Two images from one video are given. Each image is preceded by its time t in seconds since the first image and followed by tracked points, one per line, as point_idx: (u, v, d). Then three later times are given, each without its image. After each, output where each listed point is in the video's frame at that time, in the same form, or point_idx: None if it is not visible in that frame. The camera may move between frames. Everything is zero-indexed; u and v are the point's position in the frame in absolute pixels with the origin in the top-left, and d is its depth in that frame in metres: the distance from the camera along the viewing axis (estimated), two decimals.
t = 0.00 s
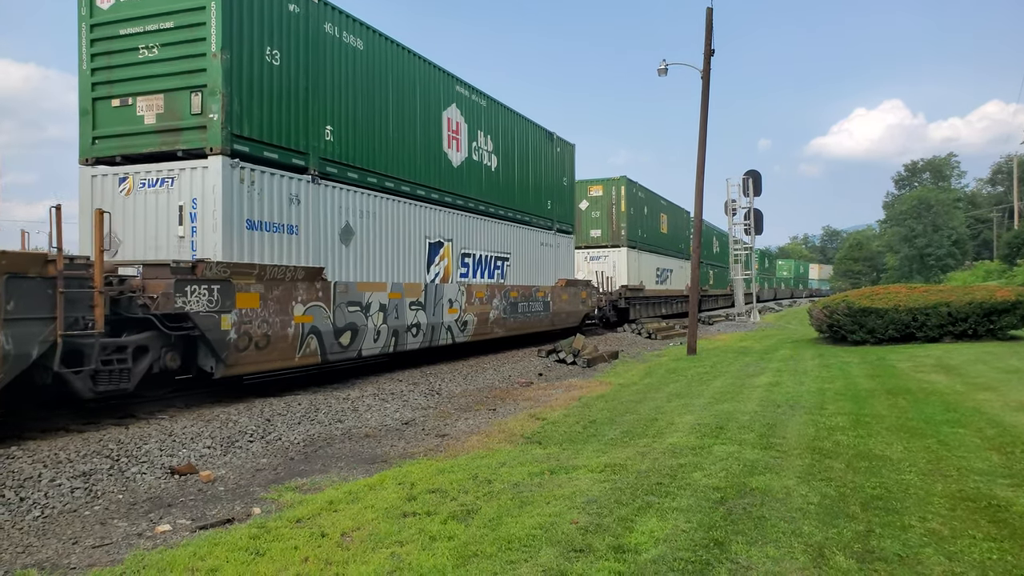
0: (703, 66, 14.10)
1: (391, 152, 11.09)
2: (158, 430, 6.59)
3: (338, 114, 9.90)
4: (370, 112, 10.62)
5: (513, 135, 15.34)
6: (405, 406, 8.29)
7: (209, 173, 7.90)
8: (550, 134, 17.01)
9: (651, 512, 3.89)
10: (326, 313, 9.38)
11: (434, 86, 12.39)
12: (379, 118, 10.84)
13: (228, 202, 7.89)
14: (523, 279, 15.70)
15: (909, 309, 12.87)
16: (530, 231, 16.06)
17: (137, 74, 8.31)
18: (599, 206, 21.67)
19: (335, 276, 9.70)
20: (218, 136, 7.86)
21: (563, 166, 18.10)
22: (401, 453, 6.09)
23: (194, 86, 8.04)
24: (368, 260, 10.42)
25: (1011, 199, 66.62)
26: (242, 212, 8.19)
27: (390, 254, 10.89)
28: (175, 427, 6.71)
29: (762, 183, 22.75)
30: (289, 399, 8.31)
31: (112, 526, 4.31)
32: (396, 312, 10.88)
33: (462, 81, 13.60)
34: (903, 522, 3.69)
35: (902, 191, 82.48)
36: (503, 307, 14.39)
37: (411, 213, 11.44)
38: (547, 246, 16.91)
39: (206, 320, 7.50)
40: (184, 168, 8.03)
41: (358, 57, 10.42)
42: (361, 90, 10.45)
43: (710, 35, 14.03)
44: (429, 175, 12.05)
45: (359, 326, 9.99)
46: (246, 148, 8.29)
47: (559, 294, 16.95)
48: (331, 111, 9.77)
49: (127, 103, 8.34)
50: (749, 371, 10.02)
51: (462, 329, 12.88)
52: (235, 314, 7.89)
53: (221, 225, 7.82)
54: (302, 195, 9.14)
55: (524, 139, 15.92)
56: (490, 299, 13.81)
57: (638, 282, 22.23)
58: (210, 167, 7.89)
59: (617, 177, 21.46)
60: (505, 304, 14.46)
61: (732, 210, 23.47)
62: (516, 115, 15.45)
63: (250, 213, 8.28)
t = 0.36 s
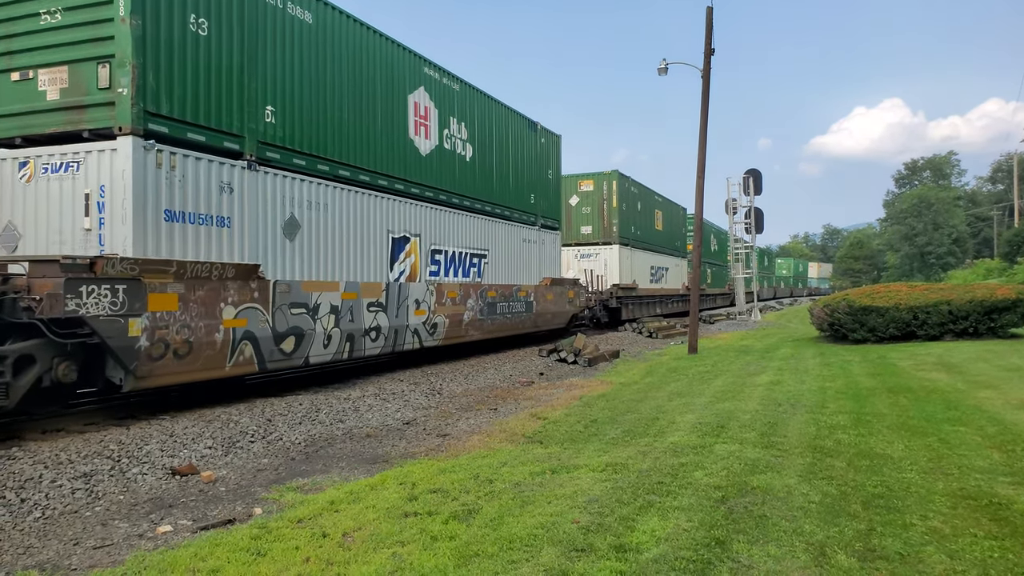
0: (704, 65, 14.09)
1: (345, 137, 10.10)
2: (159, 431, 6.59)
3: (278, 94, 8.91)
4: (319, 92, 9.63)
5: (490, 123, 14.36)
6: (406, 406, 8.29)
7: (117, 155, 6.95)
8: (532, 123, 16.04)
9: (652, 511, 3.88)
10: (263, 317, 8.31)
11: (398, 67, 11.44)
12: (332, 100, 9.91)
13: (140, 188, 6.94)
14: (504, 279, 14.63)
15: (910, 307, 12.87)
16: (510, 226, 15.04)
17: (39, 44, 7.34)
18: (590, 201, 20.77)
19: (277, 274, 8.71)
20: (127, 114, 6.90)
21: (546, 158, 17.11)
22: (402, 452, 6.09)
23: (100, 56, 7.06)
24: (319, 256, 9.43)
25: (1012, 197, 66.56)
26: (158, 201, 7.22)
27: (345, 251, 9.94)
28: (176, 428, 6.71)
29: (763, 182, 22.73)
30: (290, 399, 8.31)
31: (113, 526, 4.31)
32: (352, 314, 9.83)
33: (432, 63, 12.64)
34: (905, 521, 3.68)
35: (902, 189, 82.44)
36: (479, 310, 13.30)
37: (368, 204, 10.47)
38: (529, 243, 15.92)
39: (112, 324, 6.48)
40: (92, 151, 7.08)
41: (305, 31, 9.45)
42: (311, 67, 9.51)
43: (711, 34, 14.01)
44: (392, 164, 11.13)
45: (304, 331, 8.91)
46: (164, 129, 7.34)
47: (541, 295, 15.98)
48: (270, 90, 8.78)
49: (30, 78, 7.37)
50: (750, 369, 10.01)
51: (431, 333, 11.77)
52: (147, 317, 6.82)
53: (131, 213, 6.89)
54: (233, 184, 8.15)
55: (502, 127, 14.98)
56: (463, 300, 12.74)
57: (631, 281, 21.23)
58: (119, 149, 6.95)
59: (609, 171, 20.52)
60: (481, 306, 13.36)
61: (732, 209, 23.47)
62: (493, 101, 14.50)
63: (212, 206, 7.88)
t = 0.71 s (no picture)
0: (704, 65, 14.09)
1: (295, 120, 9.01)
2: (160, 431, 6.59)
3: (210, 71, 7.82)
4: (260, 68, 8.52)
5: (465, 111, 13.28)
6: (406, 406, 8.29)
7: None
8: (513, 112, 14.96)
9: (652, 511, 3.88)
10: (183, 322, 7.15)
11: (356, 45, 10.29)
12: (277, 79, 8.78)
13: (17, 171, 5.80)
14: (479, 278, 13.46)
15: (910, 307, 12.87)
16: (489, 222, 13.93)
17: None
18: (579, 197, 19.88)
19: (204, 272, 7.52)
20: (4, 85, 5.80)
21: (529, 149, 16.04)
22: (403, 452, 6.10)
23: None
24: (259, 253, 8.27)
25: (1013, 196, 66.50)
26: (43, 185, 6.03)
27: (293, 248, 8.79)
28: (177, 428, 6.72)
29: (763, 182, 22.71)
30: (290, 399, 8.31)
31: (114, 527, 4.31)
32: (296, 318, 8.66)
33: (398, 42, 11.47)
34: (905, 520, 3.68)
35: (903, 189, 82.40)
36: (449, 312, 12.18)
37: (318, 194, 9.27)
38: (509, 240, 14.77)
39: None
40: None
41: None
42: (247, 40, 8.34)
43: (711, 34, 14.02)
44: (351, 152, 10.02)
45: (236, 337, 7.74)
46: (54, 103, 6.17)
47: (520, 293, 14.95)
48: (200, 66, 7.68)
49: None
50: (751, 370, 10.00)
51: (393, 338, 10.62)
52: (26, 323, 5.68)
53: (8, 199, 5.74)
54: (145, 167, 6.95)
55: (481, 114, 13.89)
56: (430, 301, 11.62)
57: (623, 280, 20.36)
58: None
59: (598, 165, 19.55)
60: (452, 307, 12.22)
61: (732, 208, 23.46)
62: (470, 86, 13.35)
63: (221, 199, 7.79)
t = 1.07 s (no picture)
0: (704, 65, 14.10)
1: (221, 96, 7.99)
2: (160, 431, 6.59)
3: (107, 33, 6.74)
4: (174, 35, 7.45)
5: (431, 93, 12.25)
6: (406, 406, 8.30)
7: None
8: (486, 96, 13.96)
9: (652, 511, 3.89)
10: (70, 329, 6.08)
11: (302, 16, 9.26)
12: (200, 49, 7.76)
13: None
14: (448, 277, 12.40)
15: (910, 307, 12.87)
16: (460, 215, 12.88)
17: None
18: (567, 193, 19.46)
19: (103, 268, 6.49)
20: None
21: (506, 138, 15.06)
22: (403, 452, 6.10)
23: None
24: (177, 247, 7.25)
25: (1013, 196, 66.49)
26: None
27: (215, 241, 7.72)
28: (177, 428, 6.74)
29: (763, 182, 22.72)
30: (290, 400, 8.32)
31: (114, 527, 4.31)
32: (220, 323, 7.57)
33: (353, 17, 10.46)
34: (905, 520, 3.69)
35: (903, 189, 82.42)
36: (413, 315, 11.10)
37: (251, 181, 8.24)
38: (484, 236, 13.75)
39: None
40: None
41: None
42: (166, 4, 7.34)
43: (711, 34, 14.03)
44: (294, 135, 9.05)
45: (141, 345, 6.68)
46: None
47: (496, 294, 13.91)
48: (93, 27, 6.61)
49: None
50: (751, 370, 10.00)
51: (342, 343, 9.55)
52: None
53: None
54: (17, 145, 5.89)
55: (450, 100, 12.92)
56: (389, 302, 10.54)
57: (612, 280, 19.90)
58: None
59: (585, 160, 19.20)
60: (415, 310, 11.11)
61: (733, 208, 23.47)
62: (437, 68, 12.36)
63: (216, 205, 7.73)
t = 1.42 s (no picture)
0: (705, 66, 14.09)
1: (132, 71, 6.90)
2: (160, 431, 6.60)
3: None
4: None
5: (395, 76, 11.17)
6: (406, 406, 8.30)
7: None
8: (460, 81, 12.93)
9: (653, 511, 3.89)
10: None
11: None
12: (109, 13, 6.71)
13: None
14: (414, 277, 11.37)
15: (911, 307, 12.86)
16: (427, 209, 11.86)
17: None
18: (554, 187, 19.31)
19: None
20: None
21: (483, 128, 14.04)
22: (404, 452, 6.11)
23: None
24: (73, 239, 6.24)
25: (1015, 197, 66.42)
26: None
27: (123, 234, 6.69)
28: (178, 427, 6.75)
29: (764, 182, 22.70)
30: (291, 399, 8.33)
31: (114, 527, 4.31)
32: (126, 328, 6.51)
33: None
34: (905, 521, 3.69)
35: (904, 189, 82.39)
36: (370, 317, 10.10)
37: (167, 165, 7.18)
38: (456, 232, 12.75)
39: None
40: None
41: None
42: None
43: (711, 34, 14.03)
44: (228, 115, 7.99)
45: (17, 354, 5.64)
46: None
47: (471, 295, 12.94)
48: None
49: None
50: (752, 370, 9.99)
51: (282, 350, 8.53)
52: None
53: None
54: None
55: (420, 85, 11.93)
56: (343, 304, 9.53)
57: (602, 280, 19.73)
58: None
59: (573, 152, 19.02)
60: (373, 312, 10.11)
61: (734, 208, 23.48)
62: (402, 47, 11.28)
63: (217, 198, 7.73)
